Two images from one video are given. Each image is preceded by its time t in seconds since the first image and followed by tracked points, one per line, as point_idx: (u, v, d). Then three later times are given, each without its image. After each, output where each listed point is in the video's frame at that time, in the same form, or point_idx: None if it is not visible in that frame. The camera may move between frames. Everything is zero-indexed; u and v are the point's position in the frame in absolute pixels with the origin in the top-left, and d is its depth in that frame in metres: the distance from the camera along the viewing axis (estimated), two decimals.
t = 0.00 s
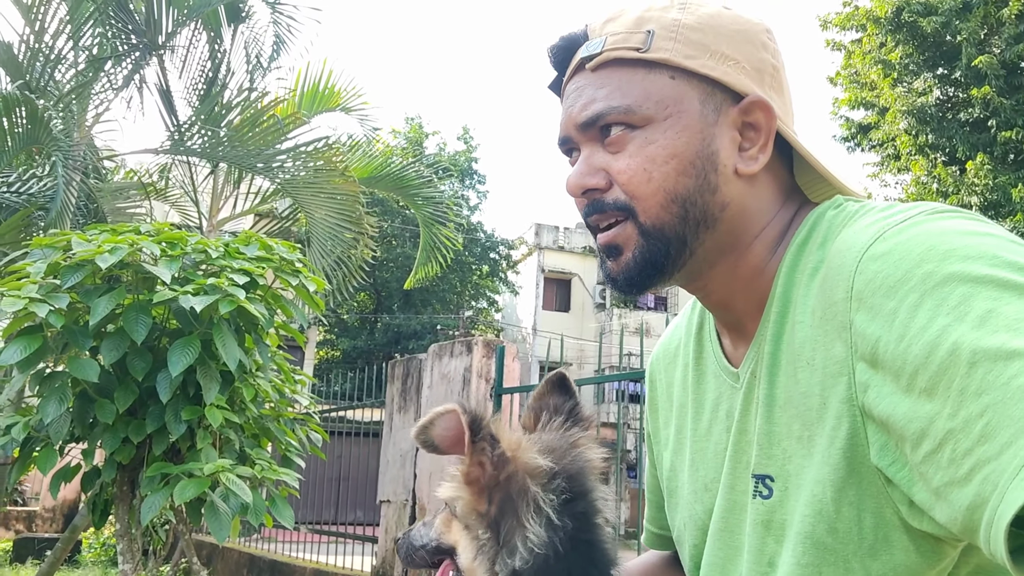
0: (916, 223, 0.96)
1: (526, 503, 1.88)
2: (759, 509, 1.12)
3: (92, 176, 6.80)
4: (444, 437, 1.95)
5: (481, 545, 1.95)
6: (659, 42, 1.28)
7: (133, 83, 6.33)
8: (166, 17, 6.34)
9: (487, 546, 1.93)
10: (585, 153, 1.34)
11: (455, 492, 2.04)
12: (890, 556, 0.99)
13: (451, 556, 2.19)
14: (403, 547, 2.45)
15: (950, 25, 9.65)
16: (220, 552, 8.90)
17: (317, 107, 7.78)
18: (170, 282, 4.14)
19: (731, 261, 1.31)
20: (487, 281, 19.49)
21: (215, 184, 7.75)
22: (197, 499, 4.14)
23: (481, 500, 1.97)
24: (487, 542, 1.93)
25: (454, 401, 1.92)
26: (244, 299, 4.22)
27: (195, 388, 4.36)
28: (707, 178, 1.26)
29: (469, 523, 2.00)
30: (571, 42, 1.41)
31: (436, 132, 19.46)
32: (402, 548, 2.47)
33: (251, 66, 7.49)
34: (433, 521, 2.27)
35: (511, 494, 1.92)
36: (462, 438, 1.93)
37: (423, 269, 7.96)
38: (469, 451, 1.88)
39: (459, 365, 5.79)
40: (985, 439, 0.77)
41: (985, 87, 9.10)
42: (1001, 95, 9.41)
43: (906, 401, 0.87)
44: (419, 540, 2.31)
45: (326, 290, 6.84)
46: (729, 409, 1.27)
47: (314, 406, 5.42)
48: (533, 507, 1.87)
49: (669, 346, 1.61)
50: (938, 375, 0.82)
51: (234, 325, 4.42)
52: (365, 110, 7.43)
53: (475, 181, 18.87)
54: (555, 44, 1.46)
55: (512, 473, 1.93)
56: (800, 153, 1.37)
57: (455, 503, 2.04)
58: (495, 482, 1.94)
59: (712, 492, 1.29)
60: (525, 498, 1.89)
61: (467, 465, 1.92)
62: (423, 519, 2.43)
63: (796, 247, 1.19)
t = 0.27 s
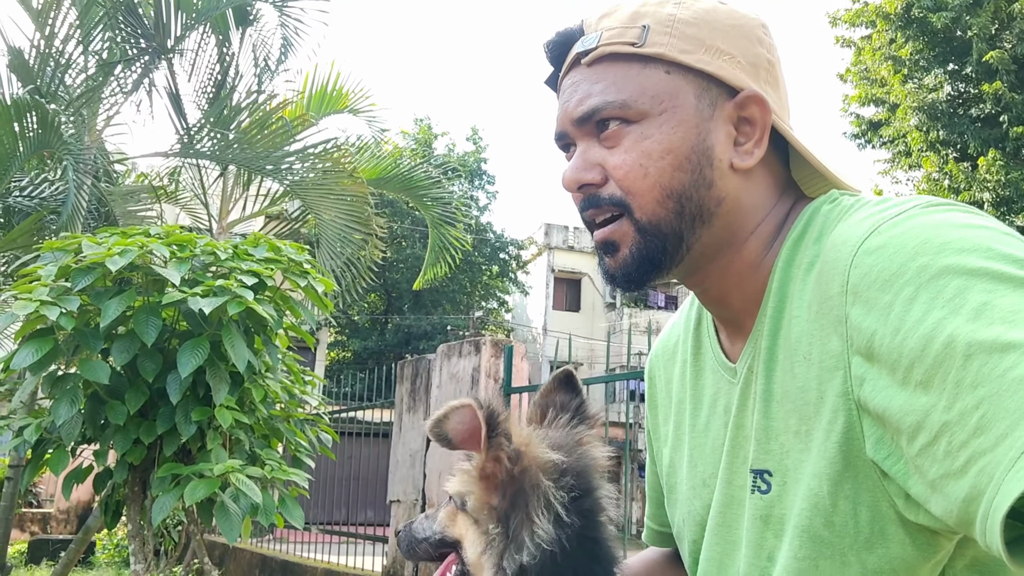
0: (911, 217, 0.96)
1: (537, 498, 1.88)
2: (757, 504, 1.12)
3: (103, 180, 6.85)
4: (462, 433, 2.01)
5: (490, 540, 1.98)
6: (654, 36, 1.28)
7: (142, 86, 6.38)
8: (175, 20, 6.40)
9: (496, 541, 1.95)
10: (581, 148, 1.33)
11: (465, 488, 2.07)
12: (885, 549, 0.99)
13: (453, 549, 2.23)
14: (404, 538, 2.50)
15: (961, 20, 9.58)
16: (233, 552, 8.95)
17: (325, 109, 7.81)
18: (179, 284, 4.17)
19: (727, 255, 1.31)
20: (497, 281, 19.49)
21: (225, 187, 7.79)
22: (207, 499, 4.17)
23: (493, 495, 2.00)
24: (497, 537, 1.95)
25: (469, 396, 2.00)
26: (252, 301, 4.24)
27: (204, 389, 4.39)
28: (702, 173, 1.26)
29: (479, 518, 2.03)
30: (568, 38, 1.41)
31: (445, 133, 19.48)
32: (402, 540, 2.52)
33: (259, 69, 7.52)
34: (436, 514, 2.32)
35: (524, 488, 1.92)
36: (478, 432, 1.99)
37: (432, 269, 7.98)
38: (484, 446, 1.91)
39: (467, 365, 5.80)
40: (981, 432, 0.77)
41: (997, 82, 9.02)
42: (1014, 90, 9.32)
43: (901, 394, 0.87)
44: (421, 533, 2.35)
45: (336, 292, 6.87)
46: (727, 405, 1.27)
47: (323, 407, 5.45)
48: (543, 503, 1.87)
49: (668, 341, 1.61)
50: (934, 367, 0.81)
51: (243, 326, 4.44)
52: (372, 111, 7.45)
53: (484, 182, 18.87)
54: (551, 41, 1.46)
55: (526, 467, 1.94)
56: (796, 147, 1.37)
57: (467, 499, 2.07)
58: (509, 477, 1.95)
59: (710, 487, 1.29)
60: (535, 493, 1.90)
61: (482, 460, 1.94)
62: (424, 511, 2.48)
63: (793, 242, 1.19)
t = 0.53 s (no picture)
0: (907, 210, 0.96)
1: (531, 494, 1.91)
2: (757, 497, 1.13)
3: (116, 184, 6.91)
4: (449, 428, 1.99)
5: (487, 535, 2.01)
6: (652, 30, 1.29)
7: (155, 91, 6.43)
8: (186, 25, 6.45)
9: (493, 536, 1.98)
10: (579, 141, 1.33)
11: (463, 483, 2.09)
12: (883, 541, 0.99)
13: (456, 545, 2.27)
14: (407, 534, 2.53)
15: (975, 17, 9.51)
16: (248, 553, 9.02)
17: (336, 111, 7.85)
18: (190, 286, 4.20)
19: (725, 247, 1.32)
20: (509, 282, 19.50)
21: (237, 190, 7.85)
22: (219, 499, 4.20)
23: (488, 491, 2.01)
24: (493, 532, 1.99)
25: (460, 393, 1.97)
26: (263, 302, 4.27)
27: (216, 390, 4.42)
28: (700, 165, 1.26)
29: (477, 513, 2.06)
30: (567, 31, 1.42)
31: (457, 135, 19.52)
32: (405, 535, 2.55)
33: (270, 73, 7.57)
34: (438, 510, 2.35)
35: (519, 484, 1.94)
36: (468, 427, 1.97)
37: (443, 270, 8.00)
38: (474, 442, 1.91)
39: (478, 365, 5.81)
40: (977, 423, 0.77)
41: (1012, 78, 8.95)
42: None
43: (898, 386, 0.87)
44: (425, 528, 2.39)
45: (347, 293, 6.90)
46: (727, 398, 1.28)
47: (335, 407, 5.49)
48: (539, 497, 1.90)
49: (668, 337, 1.61)
50: (931, 359, 0.82)
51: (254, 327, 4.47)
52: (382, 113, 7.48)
53: (495, 184, 18.89)
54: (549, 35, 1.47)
55: (520, 463, 1.94)
56: (794, 141, 1.37)
57: (464, 493, 2.09)
58: (503, 473, 1.97)
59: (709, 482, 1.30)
60: (530, 488, 1.91)
61: (474, 456, 1.95)
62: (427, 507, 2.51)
63: (791, 235, 1.19)
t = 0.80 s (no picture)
0: (902, 210, 0.96)
1: (530, 496, 1.91)
2: (756, 498, 1.13)
3: (133, 189, 6.99)
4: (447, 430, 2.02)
5: (486, 537, 2.01)
6: (640, 35, 1.30)
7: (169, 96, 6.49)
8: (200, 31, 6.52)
9: (492, 539, 1.99)
10: (568, 148, 1.34)
11: (461, 485, 2.09)
12: (878, 540, 0.99)
13: (456, 545, 2.28)
14: (409, 534, 2.54)
15: (991, 14, 9.46)
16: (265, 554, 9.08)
17: (349, 115, 7.90)
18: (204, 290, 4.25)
19: (717, 251, 1.32)
20: (524, 283, 19.51)
21: (252, 194, 7.92)
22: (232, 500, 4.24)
23: (486, 494, 2.02)
24: (492, 534, 1.99)
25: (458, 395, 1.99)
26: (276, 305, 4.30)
27: (230, 393, 4.46)
28: (689, 171, 1.27)
29: (475, 515, 2.06)
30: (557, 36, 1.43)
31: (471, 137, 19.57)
32: (406, 535, 2.57)
33: (284, 78, 7.63)
34: (438, 511, 2.36)
35: (517, 487, 1.94)
36: (466, 430, 2.00)
37: (456, 272, 8.03)
38: (473, 446, 1.93)
39: (491, 366, 5.83)
40: (972, 422, 0.77)
41: None
42: None
43: (894, 386, 0.87)
44: (425, 528, 2.39)
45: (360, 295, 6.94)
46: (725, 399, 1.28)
47: (349, 409, 5.52)
48: (537, 500, 1.91)
49: (668, 338, 1.62)
50: (926, 359, 0.82)
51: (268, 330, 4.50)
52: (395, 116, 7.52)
53: (509, 185, 18.92)
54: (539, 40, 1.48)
55: (518, 466, 1.95)
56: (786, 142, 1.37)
57: (462, 494, 2.10)
58: (501, 476, 1.97)
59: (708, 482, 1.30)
60: (528, 491, 1.92)
61: (472, 459, 1.96)
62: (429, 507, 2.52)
63: (786, 236, 1.19)
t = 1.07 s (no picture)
0: (899, 209, 0.97)
1: (535, 496, 1.93)
2: (757, 497, 1.13)
3: (149, 194, 7.06)
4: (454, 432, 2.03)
5: (492, 537, 2.02)
6: (631, 43, 1.32)
7: (184, 102, 6.56)
8: (215, 37, 6.63)
9: (497, 538, 2.00)
10: (564, 154, 1.37)
11: (467, 486, 2.10)
12: (876, 540, 1.00)
13: (460, 546, 2.28)
14: (412, 536, 2.54)
15: (1008, 11, 9.39)
16: (281, 556, 9.13)
17: (362, 118, 7.95)
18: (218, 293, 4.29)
19: (715, 253, 1.34)
20: (538, 285, 19.50)
21: (266, 198, 7.97)
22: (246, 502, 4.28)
23: (491, 494, 2.02)
24: (498, 534, 2.00)
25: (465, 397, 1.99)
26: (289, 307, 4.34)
27: (245, 395, 4.50)
28: (682, 176, 1.29)
29: (481, 515, 2.07)
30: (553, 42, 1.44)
31: (484, 139, 19.61)
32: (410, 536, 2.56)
33: (297, 83, 7.69)
34: (442, 512, 2.36)
35: (522, 487, 1.95)
36: (472, 432, 2.01)
37: (469, 274, 8.06)
38: (479, 447, 1.94)
39: (503, 368, 5.84)
40: (968, 422, 0.77)
41: None
42: None
43: (891, 386, 0.87)
44: (429, 530, 2.39)
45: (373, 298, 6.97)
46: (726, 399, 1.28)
47: (363, 411, 5.56)
48: (542, 500, 1.92)
49: (670, 339, 1.63)
50: (922, 359, 0.82)
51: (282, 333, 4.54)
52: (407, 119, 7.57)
53: (523, 187, 18.93)
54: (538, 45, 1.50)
55: (523, 466, 1.96)
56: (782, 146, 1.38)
57: (467, 495, 2.11)
58: (506, 476, 1.98)
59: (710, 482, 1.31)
60: (533, 491, 1.93)
61: (478, 460, 1.97)
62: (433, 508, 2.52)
63: (786, 237, 1.20)
